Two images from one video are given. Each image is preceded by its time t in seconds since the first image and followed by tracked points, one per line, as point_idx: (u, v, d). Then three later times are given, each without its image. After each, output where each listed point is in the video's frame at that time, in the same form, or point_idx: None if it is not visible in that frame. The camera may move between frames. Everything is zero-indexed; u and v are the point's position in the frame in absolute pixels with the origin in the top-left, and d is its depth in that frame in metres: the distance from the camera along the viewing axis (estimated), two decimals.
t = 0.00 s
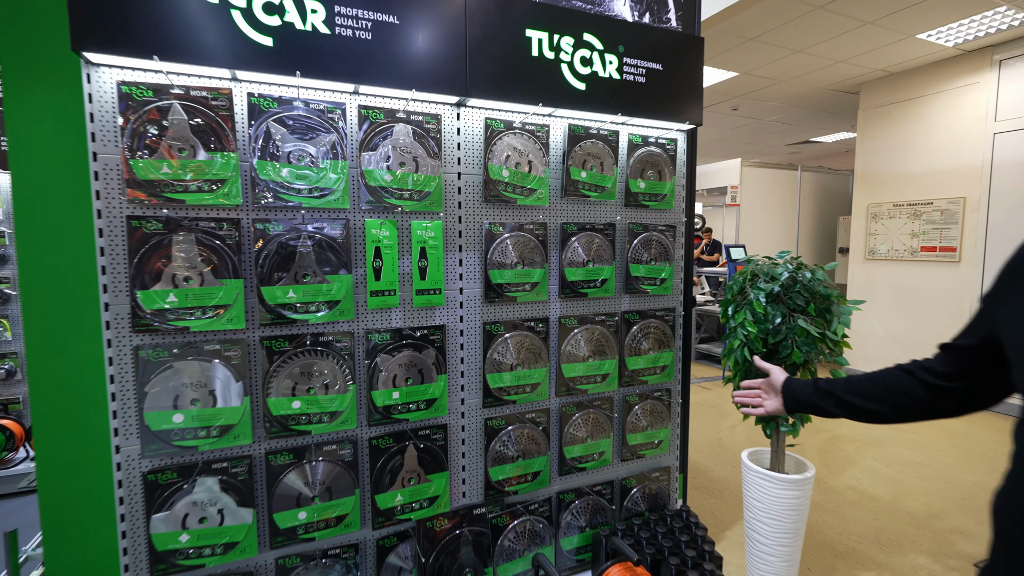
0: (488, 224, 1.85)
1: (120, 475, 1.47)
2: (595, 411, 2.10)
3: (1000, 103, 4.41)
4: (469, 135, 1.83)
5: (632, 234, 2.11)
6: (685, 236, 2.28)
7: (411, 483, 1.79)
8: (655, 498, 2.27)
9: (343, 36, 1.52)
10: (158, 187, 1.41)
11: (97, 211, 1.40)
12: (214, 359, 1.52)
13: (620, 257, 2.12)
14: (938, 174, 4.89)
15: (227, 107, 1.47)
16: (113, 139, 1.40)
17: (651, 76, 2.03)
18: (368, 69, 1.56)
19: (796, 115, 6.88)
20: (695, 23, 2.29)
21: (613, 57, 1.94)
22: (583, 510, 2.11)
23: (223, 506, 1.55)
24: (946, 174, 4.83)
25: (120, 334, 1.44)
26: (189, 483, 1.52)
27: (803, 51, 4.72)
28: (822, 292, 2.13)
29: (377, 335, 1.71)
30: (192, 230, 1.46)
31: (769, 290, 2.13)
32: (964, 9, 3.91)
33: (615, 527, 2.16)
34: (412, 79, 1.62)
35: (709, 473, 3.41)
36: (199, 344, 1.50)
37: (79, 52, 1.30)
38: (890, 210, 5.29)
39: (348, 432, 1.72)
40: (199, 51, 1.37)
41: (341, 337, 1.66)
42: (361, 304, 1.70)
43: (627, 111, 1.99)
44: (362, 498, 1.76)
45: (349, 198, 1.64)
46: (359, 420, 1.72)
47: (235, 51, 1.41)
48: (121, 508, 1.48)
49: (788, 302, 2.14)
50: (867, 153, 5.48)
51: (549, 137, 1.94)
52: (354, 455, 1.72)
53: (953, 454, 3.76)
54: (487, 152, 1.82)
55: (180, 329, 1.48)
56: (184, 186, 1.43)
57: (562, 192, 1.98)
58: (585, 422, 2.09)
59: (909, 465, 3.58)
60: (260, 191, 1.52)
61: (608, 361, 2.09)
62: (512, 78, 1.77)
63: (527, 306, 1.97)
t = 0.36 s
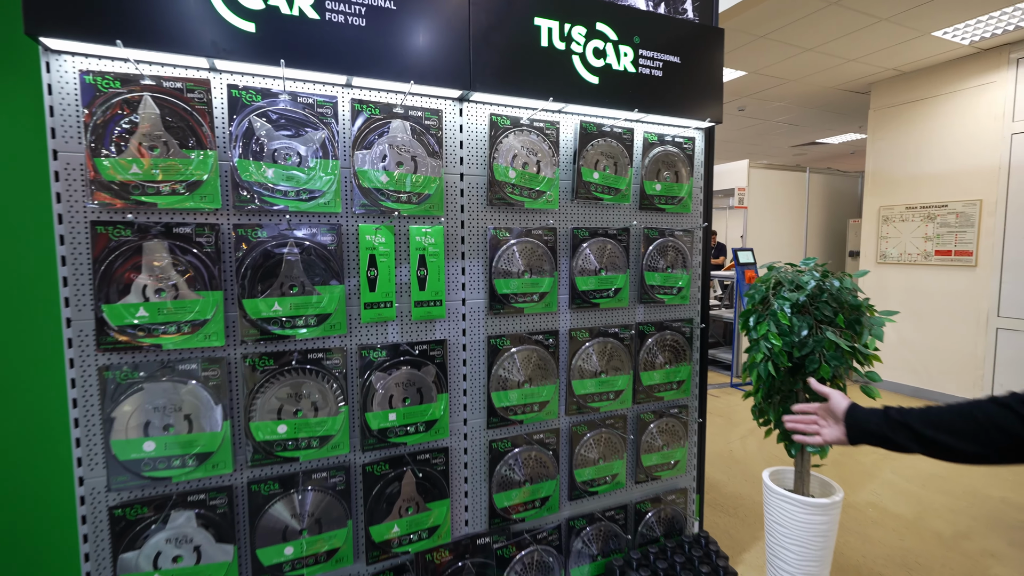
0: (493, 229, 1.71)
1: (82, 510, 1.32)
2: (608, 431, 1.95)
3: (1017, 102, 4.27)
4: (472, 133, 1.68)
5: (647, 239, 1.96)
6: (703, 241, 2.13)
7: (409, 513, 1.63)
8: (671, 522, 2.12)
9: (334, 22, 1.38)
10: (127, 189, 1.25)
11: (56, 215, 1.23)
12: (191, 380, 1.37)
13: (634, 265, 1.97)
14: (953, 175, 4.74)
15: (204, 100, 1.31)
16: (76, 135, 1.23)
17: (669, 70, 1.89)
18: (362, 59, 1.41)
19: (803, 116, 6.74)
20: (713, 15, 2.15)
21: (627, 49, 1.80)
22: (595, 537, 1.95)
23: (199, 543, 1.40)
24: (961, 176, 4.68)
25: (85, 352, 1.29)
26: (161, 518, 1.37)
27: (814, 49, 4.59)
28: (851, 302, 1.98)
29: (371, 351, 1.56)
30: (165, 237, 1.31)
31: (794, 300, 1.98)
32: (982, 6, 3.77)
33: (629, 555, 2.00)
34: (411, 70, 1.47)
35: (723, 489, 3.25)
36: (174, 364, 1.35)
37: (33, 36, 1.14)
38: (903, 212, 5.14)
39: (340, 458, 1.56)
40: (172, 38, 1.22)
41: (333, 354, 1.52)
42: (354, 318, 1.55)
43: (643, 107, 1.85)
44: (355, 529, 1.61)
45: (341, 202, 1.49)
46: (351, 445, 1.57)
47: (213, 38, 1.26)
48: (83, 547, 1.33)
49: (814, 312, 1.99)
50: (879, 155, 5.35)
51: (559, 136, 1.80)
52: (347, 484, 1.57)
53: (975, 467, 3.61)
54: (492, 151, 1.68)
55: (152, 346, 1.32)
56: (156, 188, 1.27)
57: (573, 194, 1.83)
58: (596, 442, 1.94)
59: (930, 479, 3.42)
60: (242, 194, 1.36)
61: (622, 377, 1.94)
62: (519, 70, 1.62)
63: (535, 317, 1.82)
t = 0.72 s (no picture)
0: (499, 246, 1.60)
1: (48, 559, 1.19)
2: (622, 461, 1.83)
3: None
4: (477, 145, 1.58)
5: (663, 256, 1.85)
6: (720, 258, 2.01)
7: (409, 556, 1.50)
8: (689, 558, 1.98)
9: (330, 26, 1.28)
10: (102, 205, 1.14)
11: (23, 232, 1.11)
12: (170, 414, 1.25)
13: (649, 283, 1.86)
14: (966, 187, 4.64)
15: (188, 109, 1.21)
16: (47, 147, 1.12)
17: (684, 78, 1.79)
18: (360, 65, 1.31)
19: (808, 127, 6.67)
20: (728, 21, 2.06)
21: (641, 56, 1.71)
22: None
23: None
24: (974, 188, 4.58)
25: (54, 384, 1.17)
26: (135, 567, 1.24)
27: (823, 60, 4.52)
28: (880, 323, 1.86)
29: (368, 380, 1.44)
30: (143, 257, 1.19)
31: (819, 321, 1.87)
32: (996, 15, 3.70)
33: None
34: (413, 78, 1.37)
35: (737, 515, 3.10)
36: (151, 397, 1.23)
37: None
38: (914, 225, 5.04)
39: (334, 496, 1.44)
40: (152, 42, 1.12)
41: (326, 383, 1.40)
42: (350, 343, 1.44)
43: (658, 116, 1.75)
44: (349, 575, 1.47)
45: (337, 219, 1.39)
46: (346, 482, 1.45)
47: (198, 42, 1.16)
48: None
49: (840, 334, 1.87)
50: (888, 166, 5.26)
51: (570, 147, 1.70)
52: (340, 524, 1.44)
53: (999, 490, 3.45)
54: (499, 163, 1.58)
55: (127, 377, 1.20)
56: (135, 205, 1.16)
57: (585, 209, 1.73)
58: (610, 474, 1.81)
59: (953, 504, 3.27)
60: (229, 211, 1.26)
61: (636, 403, 1.82)
62: (528, 77, 1.53)
63: (544, 340, 1.70)
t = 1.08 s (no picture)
0: (506, 273, 1.53)
1: None
2: (635, 500, 1.72)
3: None
4: (483, 169, 1.52)
5: (676, 283, 1.78)
6: (736, 284, 1.94)
7: None
8: None
9: (332, 48, 1.23)
10: (89, 234, 1.08)
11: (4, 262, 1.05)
12: (156, 455, 1.17)
13: (662, 311, 1.79)
14: (980, 207, 4.55)
15: (183, 134, 1.16)
16: (34, 173, 1.07)
17: (697, 99, 1.74)
18: (362, 88, 1.26)
19: (815, 147, 6.64)
20: (739, 41, 2.02)
21: (652, 77, 1.66)
22: None
23: None
24: (989, 208, 4.49)
25: (32, 423, 1.09)
26: None
27: (831, 80, 4.49)
28: (907, 353, 1.77)
29: (368, 416, 1.36)
30: (131, 288, 1.13)
31: (842, 351, 1.77)
32: (1006, 36, 3.67)
33: None
34: (417, 100, 1.32)
35: (754, 551, 2.95)
36: (136, 437, 1.15)
37: None
38: (927, 246, 4.94)
39: (329, 541, 1.34)
40: (146, 65, 1.08)
41: (323, 420, 1.32)
42: (348, 377, 1.36)
43: (670, 139, 1.70)
44: None
45: (336, 246, 1.33)
46: (342, 526, 1.35)
47: (193, 65, 1.11)
48: None
49: (865, 365, 1.77)
50: (899, 186, 5.19)
51: (579, 171, 1.64)
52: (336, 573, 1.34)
53: None
54: (506, 188, 1.52)
55: (110, 416, 1.13)
56: (124, 234, 1.10)
57: (595, 234, 1.66)
58: (623, 514, 1.70)
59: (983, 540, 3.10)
60: (223, 240, 1.20)
61: (650, 438, 1.73)
62: (536, 99, 1.48)
63: (552, 372, 1.62)
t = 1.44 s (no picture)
0: (516, 298, 1.48)
1: None
2: (654, 538, 1.63)
3: None
4: (493, 192, 1.49)
5: (693, 309, 1.72)
6: (756, 308, 1.86)
7: None
8: None
9: (339, 72, 1.22)
10: (88, 262, 1.05)
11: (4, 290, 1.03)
12: (151, 491, 1.12)
13: (679, 337, 1.72)
14: (1008, 226, 4.40)
15: (187, 159, 1.14)
16: (36, 201, 1.05)
17: (712, 119, 1.70)
18: (369, 111, 1.24)
19: (831, 166, 6.55)
20: (754, 61, 1.99)
21: (666, 97, 1.62)
22: None
23: None
24: (1017, 227, 4.34)
25: (24, 457, 1.05)
26: None
27: (846, 99, 4.44)
28: (941, 382, 1.66)
29: (370, 449, 1.30)
30: (130, 316, 1.09)
31: (871, 380, 1.67)
32: None
33: None
34: (425, 123, 1.30)
35: None
36: (131, 471, 1.10)
37: None
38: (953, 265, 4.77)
39: None
40: (150, 90, 1.06)
41: (325, 454, 1.26)
42: (352, 408, 1.31)
43: (685, 159, 1.65)
44: None
45: (341, 272, 1.29)
46: (343, 566, 1.29)
47: (199, 89, 1.10)
48: None
49: (897, 395, 1.67)
50: (920, 205, 5.05)
51: (591, 193, 1.59)
52: None
53: None
54: (516, 211, 1.48)
55: (105, 450, 1.08)
56: (125, 261, 1.08)
57: (608, 258, 1.61)
58: (641, 553, 1.61)
59: None
60: (225, 267, 1.17)
61: (669, 471, 1.65)
62: (547, 121, 1.45)
63: (564, 402, 1.55)
